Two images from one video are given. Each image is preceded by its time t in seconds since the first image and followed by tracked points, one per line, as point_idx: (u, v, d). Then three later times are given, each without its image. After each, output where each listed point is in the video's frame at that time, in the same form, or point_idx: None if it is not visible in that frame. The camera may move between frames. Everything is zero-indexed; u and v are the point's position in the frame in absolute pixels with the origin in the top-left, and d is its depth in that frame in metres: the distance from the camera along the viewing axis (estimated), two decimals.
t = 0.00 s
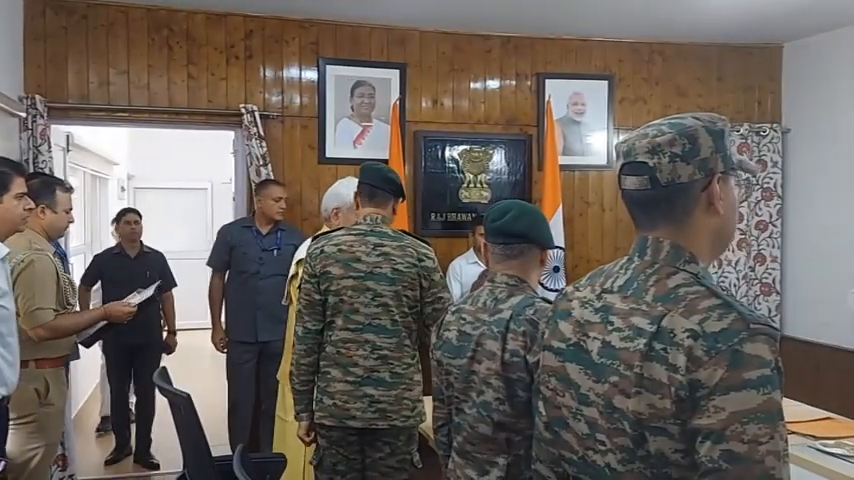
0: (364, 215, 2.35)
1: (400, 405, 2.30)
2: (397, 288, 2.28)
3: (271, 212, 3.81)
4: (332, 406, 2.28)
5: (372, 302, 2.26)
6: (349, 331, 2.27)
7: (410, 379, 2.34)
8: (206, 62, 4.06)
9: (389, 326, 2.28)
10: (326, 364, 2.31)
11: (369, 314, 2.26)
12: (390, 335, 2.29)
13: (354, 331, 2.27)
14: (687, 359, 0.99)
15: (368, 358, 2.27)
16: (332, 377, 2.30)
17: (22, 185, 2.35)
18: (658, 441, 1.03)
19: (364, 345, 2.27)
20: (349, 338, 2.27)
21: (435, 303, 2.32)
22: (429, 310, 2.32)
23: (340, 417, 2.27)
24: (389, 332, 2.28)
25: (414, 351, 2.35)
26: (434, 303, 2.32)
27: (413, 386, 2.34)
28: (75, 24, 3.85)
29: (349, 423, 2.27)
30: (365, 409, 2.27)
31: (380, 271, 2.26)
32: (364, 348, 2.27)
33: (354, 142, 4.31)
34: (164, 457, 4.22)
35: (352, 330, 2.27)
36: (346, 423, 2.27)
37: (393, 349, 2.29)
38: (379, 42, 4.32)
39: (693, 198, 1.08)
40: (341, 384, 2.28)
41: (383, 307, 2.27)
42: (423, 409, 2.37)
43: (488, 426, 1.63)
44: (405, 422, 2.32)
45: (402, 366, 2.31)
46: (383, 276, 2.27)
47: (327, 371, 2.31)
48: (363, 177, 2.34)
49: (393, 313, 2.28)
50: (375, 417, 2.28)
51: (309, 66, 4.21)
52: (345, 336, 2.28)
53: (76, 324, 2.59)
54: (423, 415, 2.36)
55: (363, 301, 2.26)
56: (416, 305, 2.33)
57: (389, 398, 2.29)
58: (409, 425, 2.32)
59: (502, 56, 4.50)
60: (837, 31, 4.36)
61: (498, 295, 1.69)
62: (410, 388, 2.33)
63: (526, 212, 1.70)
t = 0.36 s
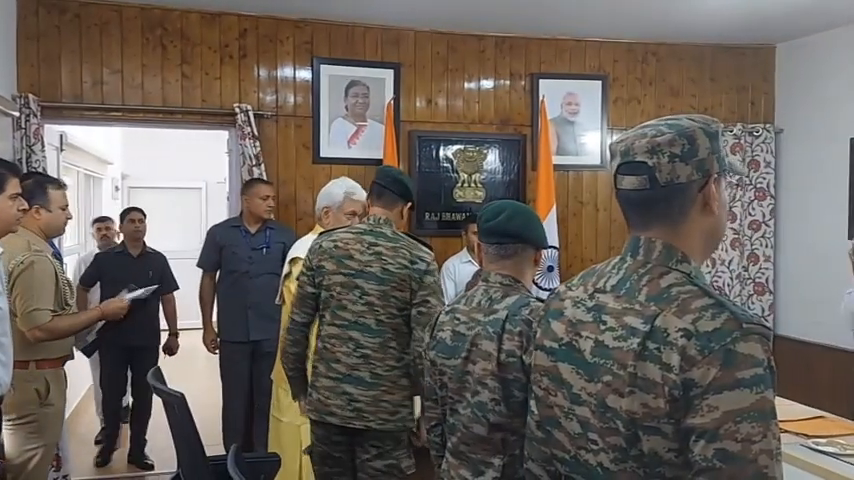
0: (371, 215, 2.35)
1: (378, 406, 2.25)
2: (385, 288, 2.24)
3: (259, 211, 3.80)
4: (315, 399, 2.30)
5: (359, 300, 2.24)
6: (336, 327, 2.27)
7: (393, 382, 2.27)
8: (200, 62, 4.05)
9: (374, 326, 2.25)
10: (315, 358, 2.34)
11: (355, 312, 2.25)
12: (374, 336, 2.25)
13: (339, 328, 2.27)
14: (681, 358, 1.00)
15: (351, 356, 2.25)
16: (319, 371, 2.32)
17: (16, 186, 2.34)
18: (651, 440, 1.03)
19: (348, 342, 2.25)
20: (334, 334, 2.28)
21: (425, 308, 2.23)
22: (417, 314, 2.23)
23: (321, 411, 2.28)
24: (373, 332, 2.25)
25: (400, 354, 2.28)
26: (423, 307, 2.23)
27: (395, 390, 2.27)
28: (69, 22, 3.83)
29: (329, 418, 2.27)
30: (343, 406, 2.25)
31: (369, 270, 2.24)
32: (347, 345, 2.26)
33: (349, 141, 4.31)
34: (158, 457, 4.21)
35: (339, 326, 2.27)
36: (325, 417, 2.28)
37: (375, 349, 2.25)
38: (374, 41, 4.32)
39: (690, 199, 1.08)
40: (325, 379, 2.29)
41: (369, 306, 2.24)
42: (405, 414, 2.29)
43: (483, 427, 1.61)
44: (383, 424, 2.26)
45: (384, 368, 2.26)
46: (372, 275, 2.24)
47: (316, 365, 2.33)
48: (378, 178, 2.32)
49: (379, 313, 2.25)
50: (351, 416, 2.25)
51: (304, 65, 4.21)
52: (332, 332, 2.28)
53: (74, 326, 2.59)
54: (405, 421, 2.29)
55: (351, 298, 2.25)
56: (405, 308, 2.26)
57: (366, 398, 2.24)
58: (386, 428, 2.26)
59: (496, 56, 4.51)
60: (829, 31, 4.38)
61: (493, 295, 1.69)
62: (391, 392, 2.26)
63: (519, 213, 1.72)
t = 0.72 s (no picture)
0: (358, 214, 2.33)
1: (344, 406, 2.22)
2: (353, 287, 2.21)
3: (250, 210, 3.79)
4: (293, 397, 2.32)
5: (330, 299, 2.23)
6: (310, 325, 2.28)
7: (359, 382, 2.23)
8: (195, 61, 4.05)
9: (342, 324, 2.23)
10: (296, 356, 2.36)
11: (326, 310, 2.24)
12: (342, 334, 2.23)
13: (313, 326, 2.27)
14: (674, 358, 1.00)
15: (320, 354, 2.25)
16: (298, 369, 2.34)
17: (9, 187, 2.33)
18: (644, 440, 1.04)
19: (318, 340, 2.25)
20: (308, 332, 2.28)
21: (391, 309, 2.18)
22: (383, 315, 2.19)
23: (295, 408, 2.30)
24: (342, 330, 2.23)
25: (369, 354, 2.24)
26: (390, 308, 2.18)
27: (362, 391, 2.23)
28: (62, 22, 3.82)
29: (301, 416, 2.28)
30: (312, 404, 2.25)
31: (339, 268, 2.23)
32: (317, 343, 2.25)
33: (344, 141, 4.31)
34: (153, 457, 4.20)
35: (312, 324, 2.28)
36: (297, 413, 2.29)
37: (344, 348, 2.23)
38: (368, 41, 4.32)
39: (682, 200, 1.08)
40: (300, 377, 2.30)
41: (337, 304, 2.23)
42: (373, 416, 2.24)
43: (492, 433, 1.56)
44: (347, 425, 2.23)
45: (351, 367, 2.23)
46: (341, 274, 2.22)
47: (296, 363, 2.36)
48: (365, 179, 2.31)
49: (347, 312, 2.22)
50: (318, 414, 2.24)
51: (298, 65, 4.20)
52: (307, 330, 2.29)
53: (60, 318, 2.55)
54: (372, 422, 2.24)
55: (322, 296, 2.25)
56: (374, 308, 2.22)
57: (332, 397, 2.22)
58: (351, 428, 2.23)
59: (490, 56, 4.51)
60: (822, 32, 4.40)
61: (499, 298, 1.65)
62: (358, 392, 2.23)
63: (525, 212, 1.65)
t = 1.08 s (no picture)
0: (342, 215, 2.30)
1: (327, 404, 2.21)
2: (334, 284, 2.21)
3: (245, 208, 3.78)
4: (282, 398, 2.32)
5: (313, 297, 2.24)
6: (296, 325, 2.28)
7: (342, 380, 2.22)
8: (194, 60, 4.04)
9: (325, 322, 2.22)
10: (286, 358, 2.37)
11: (310, 308, 2.24)
12: (326, 332, 2.22)
13: (298, 326, 2.27)
14: (673, 358, 1.00)
15: (305, 353, 2.24)
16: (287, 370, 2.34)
17: (8, 188, 2.33)
18: (643, 440, 1.04)
19: (303, 339, 2.25)
20: (295, 332, 2.28)
21: (372, 304, 2.18)
22: (365, 310, 2.18)
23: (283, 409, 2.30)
24: (325, 328, 2.22)
25: (352, 351, 2.23)
26: (371, 303, 2.18)
27: (345, 389, 2.22)
28: (61, 21, 3.82)
29: (288, 416, 2.28)
30: (297, 403, 2.24)
31: (320, 266, 2.23)
32: (302, 342, 2.25)
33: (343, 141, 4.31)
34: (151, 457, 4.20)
35: (298, 324, 2.28)
36: (285, 414, 2.29)
37: (327, 346, 2.23)
38: (368, 40, 4.32)
39: (686, 198, 1.08)
40: (288, 377, 2.30)
41: (319, 302, 2.23)
42: (356, 415, 2.23)
43: (506, 437, 1.53)
44: (330, 423, 2.22)
45: (335, 365, 2.22)
46: (323, 272, 2.23)
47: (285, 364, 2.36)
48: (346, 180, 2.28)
49: (329, 309, 2.22)
50: (303, 413, 2.23)
51: (298, 65, 4.20)
52: (295, 330, 2.29)
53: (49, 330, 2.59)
54: (356, 421, 2.22)
55: (307, 295, 2.25)
56: (356, 304, 2.21)
57: (315, 395, 2.21)
58: (334, 427, 2.22)
59: (489, 56, 4.51)
60: (821, 32, 4.41)
61: (514, 299, 1.60)
62: (340, 390, 2.22)
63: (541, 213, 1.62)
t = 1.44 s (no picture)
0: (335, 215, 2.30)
1: (321, 408, 2.22)
2: (324, 289, 2.19)
3: (243, 208, 3.78)
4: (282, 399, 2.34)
5: (305, 301, 2.22)
6: (291, 328, 2.28)
7: (337, 384, 2.22)
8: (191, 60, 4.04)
9: (317, 327, 2.21)
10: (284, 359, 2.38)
11: (303, 313, 2.23)
12: (318, 337, 2.21)
13: (293, 329, 2.27)
14: (670, 358, 1.00)
15: (300, 357, 2.25)
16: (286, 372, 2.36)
17: (7, 188, 2.33)
18: (640, 440, 1.04)
19: (298, 343, 2.25)
20: (291, 335, 2.29)
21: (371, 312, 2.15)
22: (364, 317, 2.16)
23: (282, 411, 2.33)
24: (317, 333, 2.21)
25: (346, 356, 2.22)
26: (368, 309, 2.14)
27: (338, 393, 2.22)
28: (59, 20, 3.81)
29: (287, 418, 2.30)
30: (294, 406, 2.26)
31: (311, 270, 2.21)
32: (297, 346, 2.26)
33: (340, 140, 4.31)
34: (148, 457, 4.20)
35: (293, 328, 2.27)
36: (285, 416, 2.32)
37: (320, 350, 2.22)
38: (365, 40, 4.32)
39: (685, 197, 1.08)
40: (286, 380, 2.32)
41: (311, 307, 2.21)
42: (351, 417, 2.23)
43: (502, 436, 1.53)
44: (325, 427, 2.23)
45: (328, 368, 2.22)
46: (314, 276, 2.21)
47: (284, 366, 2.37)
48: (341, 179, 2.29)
49: (320, 314, 2.20)
50: (300, 417, 2.26)
51: (295, 64, 4.20)
52: (291, 333, 2.30)
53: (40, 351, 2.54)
54: (352, 423, 2.23)
55: (299, 299, 2.24)
56: (347, 308, 2.19)
57: (310, 399, 2.23)
58: (329, 431, 2.23)
59: (487, 55, 4.51)
60: (818, 33, 4.42)
61: (511, 299, 1.59)
62: (334, 394, 2.22)
63: (537, 213, 1.62)
